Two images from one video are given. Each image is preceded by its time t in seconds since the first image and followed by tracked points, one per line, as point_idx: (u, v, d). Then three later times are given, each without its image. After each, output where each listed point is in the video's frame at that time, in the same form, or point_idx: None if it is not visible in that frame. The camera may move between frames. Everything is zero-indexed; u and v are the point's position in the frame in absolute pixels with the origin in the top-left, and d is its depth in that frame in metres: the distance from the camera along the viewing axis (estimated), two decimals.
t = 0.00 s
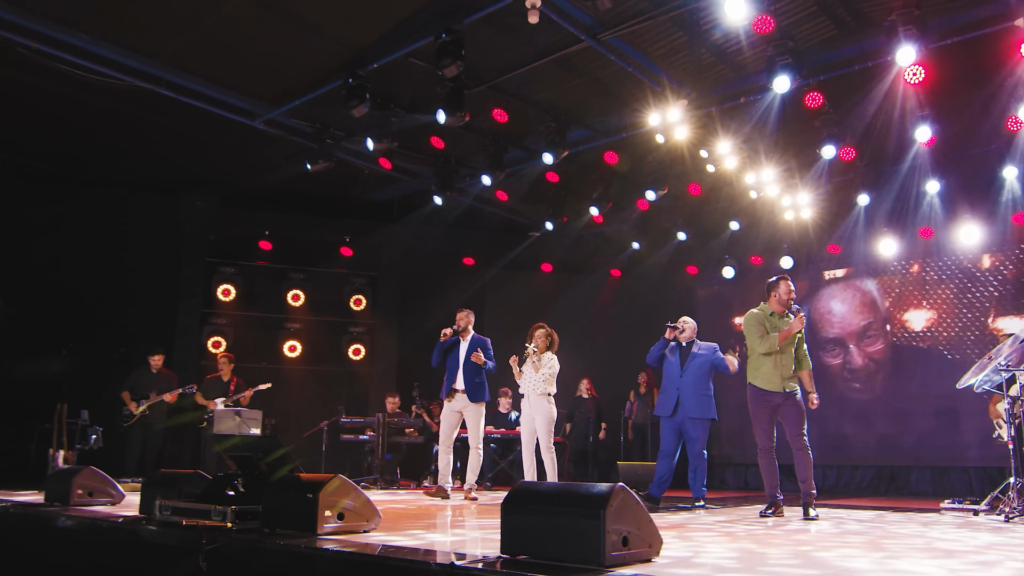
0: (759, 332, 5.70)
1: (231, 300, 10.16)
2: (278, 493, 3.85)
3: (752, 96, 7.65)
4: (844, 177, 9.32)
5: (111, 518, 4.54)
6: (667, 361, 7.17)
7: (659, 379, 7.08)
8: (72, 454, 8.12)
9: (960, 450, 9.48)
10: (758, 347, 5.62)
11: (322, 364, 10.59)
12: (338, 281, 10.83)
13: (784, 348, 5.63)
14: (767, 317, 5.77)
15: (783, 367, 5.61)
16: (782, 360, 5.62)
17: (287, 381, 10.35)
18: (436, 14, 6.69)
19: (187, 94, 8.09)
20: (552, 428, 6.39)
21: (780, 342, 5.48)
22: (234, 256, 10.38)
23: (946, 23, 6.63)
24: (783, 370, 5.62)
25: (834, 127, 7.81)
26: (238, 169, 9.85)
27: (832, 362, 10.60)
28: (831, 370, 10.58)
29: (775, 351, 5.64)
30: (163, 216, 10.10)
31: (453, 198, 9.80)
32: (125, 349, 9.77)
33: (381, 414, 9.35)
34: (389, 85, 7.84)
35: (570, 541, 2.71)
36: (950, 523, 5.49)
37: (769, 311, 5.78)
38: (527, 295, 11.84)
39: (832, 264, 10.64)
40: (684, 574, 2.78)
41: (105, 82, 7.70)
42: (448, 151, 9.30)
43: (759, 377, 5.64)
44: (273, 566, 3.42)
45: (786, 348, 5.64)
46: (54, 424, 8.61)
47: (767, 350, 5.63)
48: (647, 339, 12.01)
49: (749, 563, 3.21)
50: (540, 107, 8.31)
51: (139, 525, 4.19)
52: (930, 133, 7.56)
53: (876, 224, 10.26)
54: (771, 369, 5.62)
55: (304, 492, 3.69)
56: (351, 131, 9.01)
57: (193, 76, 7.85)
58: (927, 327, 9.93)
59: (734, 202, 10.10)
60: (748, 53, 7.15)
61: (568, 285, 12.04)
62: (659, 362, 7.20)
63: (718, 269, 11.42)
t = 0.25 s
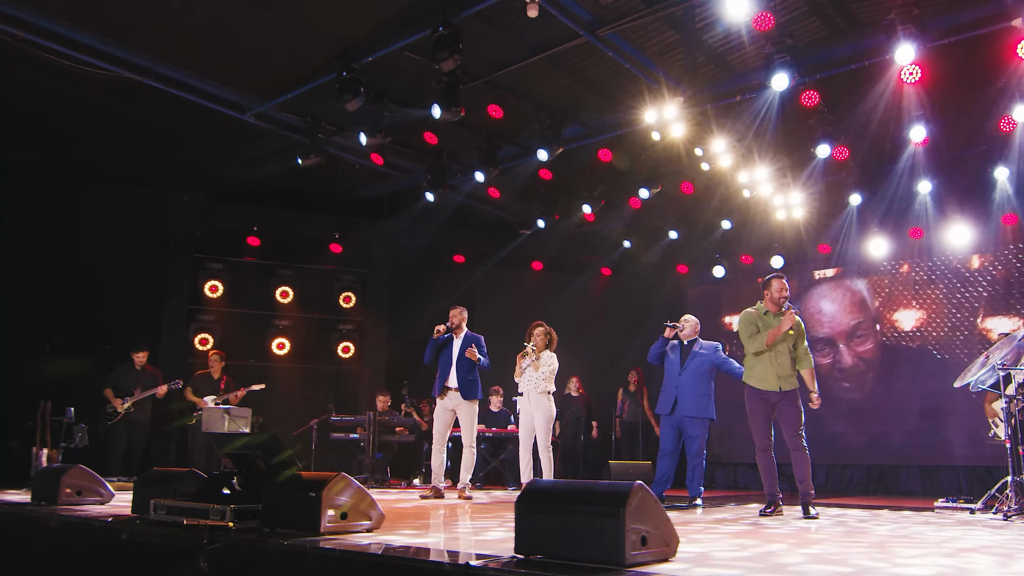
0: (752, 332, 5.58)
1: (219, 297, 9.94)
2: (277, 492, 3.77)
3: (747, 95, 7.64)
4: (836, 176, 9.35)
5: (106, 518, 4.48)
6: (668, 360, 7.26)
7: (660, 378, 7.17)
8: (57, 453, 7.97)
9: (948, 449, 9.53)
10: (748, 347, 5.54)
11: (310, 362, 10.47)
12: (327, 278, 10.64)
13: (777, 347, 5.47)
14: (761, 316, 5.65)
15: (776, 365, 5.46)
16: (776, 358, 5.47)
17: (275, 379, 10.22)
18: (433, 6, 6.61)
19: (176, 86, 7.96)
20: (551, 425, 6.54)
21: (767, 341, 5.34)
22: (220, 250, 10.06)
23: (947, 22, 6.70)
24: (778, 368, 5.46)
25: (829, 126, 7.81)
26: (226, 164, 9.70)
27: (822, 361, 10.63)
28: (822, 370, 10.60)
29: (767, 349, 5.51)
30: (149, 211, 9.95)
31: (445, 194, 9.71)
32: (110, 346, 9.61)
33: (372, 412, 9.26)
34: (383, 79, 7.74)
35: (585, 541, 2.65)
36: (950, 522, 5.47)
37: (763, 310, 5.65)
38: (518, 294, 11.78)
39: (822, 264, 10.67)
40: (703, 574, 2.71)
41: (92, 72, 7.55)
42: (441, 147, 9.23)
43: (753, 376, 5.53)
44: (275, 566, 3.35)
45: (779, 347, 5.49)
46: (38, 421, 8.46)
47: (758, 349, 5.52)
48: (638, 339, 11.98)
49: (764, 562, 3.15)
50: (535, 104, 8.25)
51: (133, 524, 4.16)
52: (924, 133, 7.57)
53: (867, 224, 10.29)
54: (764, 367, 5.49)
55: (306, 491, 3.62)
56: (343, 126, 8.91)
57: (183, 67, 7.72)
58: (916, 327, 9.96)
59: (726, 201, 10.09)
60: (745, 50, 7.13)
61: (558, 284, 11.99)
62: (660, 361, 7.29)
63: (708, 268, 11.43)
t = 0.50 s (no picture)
0: (747, 330, 5.55)
1: (210, 295, 9.81)
2: (284, 494, 3.69)
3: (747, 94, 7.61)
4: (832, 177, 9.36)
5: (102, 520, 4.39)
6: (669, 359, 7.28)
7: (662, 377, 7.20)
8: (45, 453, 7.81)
9: (941, 449, 9.55)
10: (743, 345, 5.54)
11: (303, 362, 10.36)
12: (318, 277, 10.46)
13: (773, 343, 5.42)
14: (759, 313, 5.63)
15: (771, 361, 5.40)
16: (771, 353, 5.42)
17: (266, 378, 10.09)
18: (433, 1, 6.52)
19: (169, 81, 7.82)
20: (555, 425, 6.94)
21: (758, 337, 5.31)
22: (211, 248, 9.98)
23: (950, 23, 6.74)
24: (774, 364, 5.39)
25: (827, 126, 7.81)
26: (218, 160, 9.57)
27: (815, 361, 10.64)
28: (815, 370, 10.62)
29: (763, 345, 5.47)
30: (139, 208, 9.78)
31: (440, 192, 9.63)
32: (98, 345, 9.45)
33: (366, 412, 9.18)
34: (381, 75, 7.64)
35: (609, 543, 2.60)
36: (953, 523, 5.47)
37: (760, 307, 5.63)
38: (511, 293, 11.72)
39: (816, 264, 10.67)
40: None
41: (83, 65, 7.40)
42: (436, 145, 9.17)
43: (752, 373, 5.49)
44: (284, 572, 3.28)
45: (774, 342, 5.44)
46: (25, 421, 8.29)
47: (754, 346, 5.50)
48: (631, 339, 11.95)
49: (784, 565, 3.11)
50: (533, 102, 8.19)
51: (133, 527, 4.07)
52: (923, 133, 7.59)
53: (861, 225, 10.31)
54: (761, 363, 5.43)
55: (316, 493, 3.54)
56: (338, 123, 8.80)
57: (176, 61, 7.59)
58: (910, 327, 9.99)
59: (722, 200, 10.07)
60: (747, 49, 7.11)
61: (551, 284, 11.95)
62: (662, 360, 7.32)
63: (702, 269, 11.42)
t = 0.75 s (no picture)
0: (747, 335, 5.53)
1: (201, 293, 9.68)
2: (285, 495, 3.61)
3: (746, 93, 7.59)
4: (827, 177, 9.37)
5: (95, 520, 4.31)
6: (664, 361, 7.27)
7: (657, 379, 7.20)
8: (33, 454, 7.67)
9: (931, 450, 9.57)
10: (745, 351, 5.50)
11: (294, 361, 10.26)
12: (312, 276, 10.49)
13: (773, 345, 5.36)
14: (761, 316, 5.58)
15: (774, 363, 5.33)
16: (773, 355, 5.35)
17: (258, 377, 9.97)
18: None
19: (162, 75, 7.70)
20: (555, 424, 7.22)
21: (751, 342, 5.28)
22: (203, 246, 9.88)
23: (951, 23, 6.81)
24: (777, 366, 5.32)
25: (825, 126, 7.81)
26: (210, 157, 9.44)
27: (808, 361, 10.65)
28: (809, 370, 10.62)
29: (765, 348, 5.41)
30: (128, 204, 9.62)
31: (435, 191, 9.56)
32: (87, 343, 9.30)
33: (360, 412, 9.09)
34: (378, 71, 7.56)
35: (630, 545, 2.54)
36: (954, 524, 5.46)
37: (762, 310, 5.58)
38: (505, 293, 11.66)
39: (809, 265, 10.68)
40: None
41: (75, 59, 7.27)
42: (432, 143, 9.10)
43: (758, 378, 5.42)
44: None
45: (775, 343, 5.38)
46: (12, 421, 8.14)
47: (755, 350, 5.45)
48: (624, 339, 11.92)
49: (800, 567, 3.07)
50: (531, 99, 8.14)
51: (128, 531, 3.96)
52: (921, 134, 7.59)
53: (854, 225, 10.33)
54: (765, 368, 5.37)
55: (322, 494, 3.47)
56: (332, 120, 8.70)
57: (170, 55, 7.47)
58: (903, 328, 10.00)
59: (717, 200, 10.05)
60: (749, 47, 7.08)
61: (545, 283, 11.90)
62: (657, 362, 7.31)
63: (696, 269, 11.40)
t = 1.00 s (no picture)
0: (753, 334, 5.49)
1: (192, 290, 9.56)
2: (288, 496, 3.55)
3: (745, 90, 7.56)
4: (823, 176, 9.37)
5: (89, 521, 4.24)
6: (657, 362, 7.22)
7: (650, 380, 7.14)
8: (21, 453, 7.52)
9: (925, 449, 9.59)
10: (751, 351, 5.48)
11: (286, 359, 10.15)
12: (305, 273, 10.38)
13: (779, 344, 5.31)
14: (767, 314, 5.53)
15: (779, 363, 5.28)
16: (778, 354, 5.31)
17: (251, 375, 9.90)
18: None
19: (154, 69, 7.57)
20: (553, 424, 7.28)
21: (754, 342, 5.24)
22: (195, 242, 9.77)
23: (953, 21, 6.78)
24: (783, 366, 5.27)
25: (823, 125, 7.79)
26: (201, 152, 9.31)
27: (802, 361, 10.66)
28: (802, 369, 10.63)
29: (770, 348, 5.37)
30: (118, 200, 9.48)
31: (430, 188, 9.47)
32: (75, 340, 9.15)
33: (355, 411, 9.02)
34: (376, 66, 7.46)
35: (652, 545, 2.50)
36: (956, 523, 5.45)
37: (768, 308, 5.52)
38: (498, 291, 11.59)
39: (804, 264, 10.66)
40: None
41: (65, 50, 7.14)
42: (427, 139, 9.03)
43: (765, 378, 5.37)
44: None
45: (779, 342, 5.33)
46: None
47: (761, 350, 5.41)
48: (618, 338, 11.88)
49: (817, 568, 3.03)
50: (528, 96, 8.07)
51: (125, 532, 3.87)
52: (918, 132, 7.58)
53: (848, 224, 10.34)
54: (771, 368, 5.33)
55: (328, 494, 3.41)
56: (326, 116, 8.60)
57: (163, 48, 7.34)
58: (896, 327, 10.02)
59: (712, 198, 10.02)
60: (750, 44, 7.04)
61: (538, 282, 11.84)
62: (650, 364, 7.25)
63: (689, 268, 11.38)
